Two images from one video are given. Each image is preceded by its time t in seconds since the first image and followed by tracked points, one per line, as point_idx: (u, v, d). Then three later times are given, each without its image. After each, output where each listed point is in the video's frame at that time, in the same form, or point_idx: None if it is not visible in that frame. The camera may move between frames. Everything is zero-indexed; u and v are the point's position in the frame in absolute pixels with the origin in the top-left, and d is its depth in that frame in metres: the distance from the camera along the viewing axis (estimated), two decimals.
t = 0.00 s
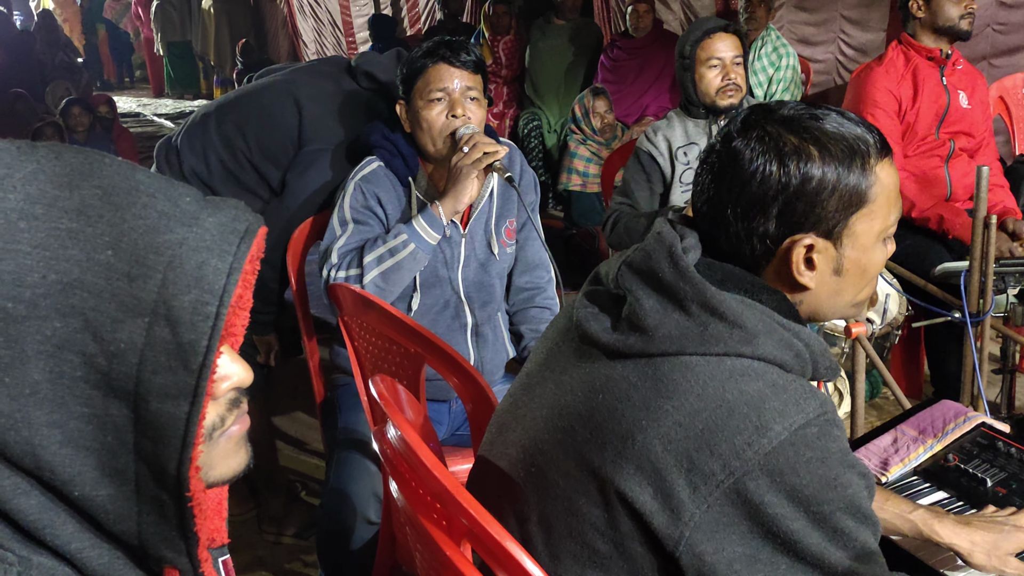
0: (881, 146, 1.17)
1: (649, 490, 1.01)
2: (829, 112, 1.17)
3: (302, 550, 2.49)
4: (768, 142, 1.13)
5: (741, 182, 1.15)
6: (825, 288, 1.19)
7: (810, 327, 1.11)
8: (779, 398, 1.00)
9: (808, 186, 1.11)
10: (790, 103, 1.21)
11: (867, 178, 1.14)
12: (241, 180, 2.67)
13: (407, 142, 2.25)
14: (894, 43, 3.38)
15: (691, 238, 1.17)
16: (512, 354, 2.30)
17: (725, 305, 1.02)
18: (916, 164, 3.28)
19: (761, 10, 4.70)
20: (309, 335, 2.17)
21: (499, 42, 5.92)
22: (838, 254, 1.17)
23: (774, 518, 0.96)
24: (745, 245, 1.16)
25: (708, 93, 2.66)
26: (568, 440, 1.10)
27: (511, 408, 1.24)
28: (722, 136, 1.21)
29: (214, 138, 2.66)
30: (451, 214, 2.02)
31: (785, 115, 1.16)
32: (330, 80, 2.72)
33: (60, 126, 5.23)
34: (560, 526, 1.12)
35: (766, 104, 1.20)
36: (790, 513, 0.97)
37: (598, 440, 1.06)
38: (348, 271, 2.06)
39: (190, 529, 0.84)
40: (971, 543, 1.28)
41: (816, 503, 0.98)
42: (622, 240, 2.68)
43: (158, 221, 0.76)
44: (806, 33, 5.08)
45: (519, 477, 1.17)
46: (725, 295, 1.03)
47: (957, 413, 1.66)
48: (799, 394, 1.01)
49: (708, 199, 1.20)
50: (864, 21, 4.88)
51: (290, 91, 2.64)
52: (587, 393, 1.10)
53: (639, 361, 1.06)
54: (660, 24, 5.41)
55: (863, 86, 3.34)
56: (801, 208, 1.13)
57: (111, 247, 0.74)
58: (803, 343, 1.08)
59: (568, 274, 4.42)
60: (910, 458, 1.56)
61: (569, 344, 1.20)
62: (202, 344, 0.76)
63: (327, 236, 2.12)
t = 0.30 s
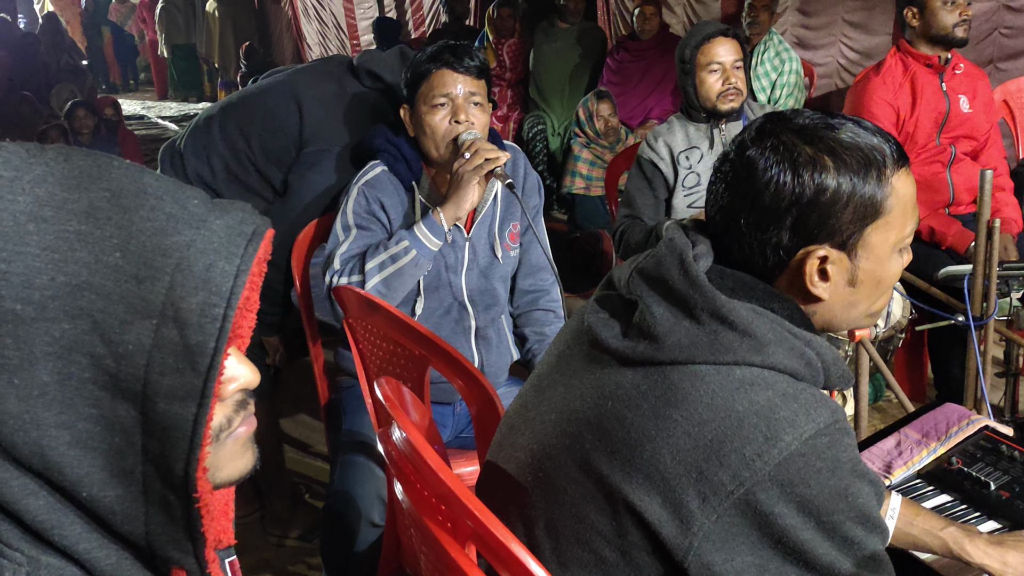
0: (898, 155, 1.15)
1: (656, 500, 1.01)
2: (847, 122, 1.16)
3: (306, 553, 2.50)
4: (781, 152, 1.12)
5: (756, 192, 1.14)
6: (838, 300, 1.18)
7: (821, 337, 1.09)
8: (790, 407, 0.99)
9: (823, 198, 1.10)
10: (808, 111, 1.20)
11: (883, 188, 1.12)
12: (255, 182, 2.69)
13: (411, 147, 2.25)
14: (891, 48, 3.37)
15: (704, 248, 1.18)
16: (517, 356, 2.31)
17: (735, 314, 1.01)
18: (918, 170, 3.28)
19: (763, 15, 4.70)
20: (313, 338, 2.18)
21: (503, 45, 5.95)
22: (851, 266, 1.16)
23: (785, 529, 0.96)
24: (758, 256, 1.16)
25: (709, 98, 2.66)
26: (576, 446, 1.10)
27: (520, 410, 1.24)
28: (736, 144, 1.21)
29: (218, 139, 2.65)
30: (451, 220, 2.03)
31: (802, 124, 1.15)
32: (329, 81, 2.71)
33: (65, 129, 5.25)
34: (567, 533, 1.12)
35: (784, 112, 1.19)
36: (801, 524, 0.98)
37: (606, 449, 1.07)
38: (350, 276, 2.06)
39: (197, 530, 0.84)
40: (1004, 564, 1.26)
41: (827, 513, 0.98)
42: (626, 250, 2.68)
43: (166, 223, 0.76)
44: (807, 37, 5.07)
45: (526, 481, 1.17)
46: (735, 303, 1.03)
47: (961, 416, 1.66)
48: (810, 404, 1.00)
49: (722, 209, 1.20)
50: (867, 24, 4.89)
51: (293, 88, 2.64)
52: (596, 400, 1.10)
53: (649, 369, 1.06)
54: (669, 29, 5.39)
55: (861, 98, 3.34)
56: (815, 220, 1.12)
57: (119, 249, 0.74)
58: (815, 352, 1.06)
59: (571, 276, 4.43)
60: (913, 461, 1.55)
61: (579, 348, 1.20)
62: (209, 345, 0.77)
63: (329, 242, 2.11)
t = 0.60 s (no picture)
0: (910, 162, 1.16)
1: (659, 506, 1.02)
2: (860, 129, 1.15)
3: (305, 553, 2.50)
4: (796, 158, 1.12)
5: (769, 199, 1.13)
6: (850, 306, 1.18)
7: (827, 344, 1.09)
8: (795, 415, 0.99)
9: (838, 205, 1.10)
10: (820, 116, 1.20)
11: (895, 196, 1.12)
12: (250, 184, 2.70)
13: (410, 150, 2.25)
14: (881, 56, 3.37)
15: (710, 250, 1.15)
16: (516, 358, 2.31)
17: (742, 321, 1.01)
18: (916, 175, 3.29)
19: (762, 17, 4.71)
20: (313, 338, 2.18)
21: (504, 46, 5.95)
22: (864, 272, 1.16)
23: (788, 536, 0.97)
24: (770, 262, 1.14)
25: (707, 101, 2.66)
26: (580, 450, 1.11)
27: (525, 411, 1.24)
28: (748, 149, 1.21)
29: (207, 139, 2.68)
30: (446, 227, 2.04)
31: (814, 130, 1.15)
32: (325, 81, 2.68)
33: (64, 130, 5.25)
34: (570, 537, 1.13)
35: (797, 117, 1.19)
36: (803, 532, 0.98)
37: (614, 455, 1.06)
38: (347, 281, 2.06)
39: (199, 530, 0.85)
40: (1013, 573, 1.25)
41: (830, 521, 0.98)
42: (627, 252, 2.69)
43: (169, 224, 0.77)
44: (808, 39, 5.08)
45: (530, 484, 1.17)
46: (742, 310, 1.03)
47: (960, 417, 1.66)
48: (815, 411, 1.00)
49: (733, 214, 1.19)
50: (865, 26, 4.89)
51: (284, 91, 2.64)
52: (602, 405, 1.10)
53: (654, 375, 1.06)
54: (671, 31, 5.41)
55: (854, 107, 3.38)
56: (829, 227, 1.11)
57: (122, 249, 0.74)
58: (821, 359, 1.06)
59: (571, 278, 4.43)
60: (912, 462, 1.56)
61: (584, 351, 1.20)
62: (212, 345, 0.77)
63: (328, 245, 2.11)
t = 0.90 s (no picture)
0: (911, 162, 1.15)
1: (660, 506, 1.02)
2: (861, 128, 1.15)
3: (305, 553, 2.50)
4: (799, 158, 1.11)
5: (771, 198, 1.13)
6: (851, 305, 1.18)
7: (827, 343, 1.08)
8: (795, 415, 0.99)
9: (840, 204, 1.10)
10: (821, 116, 1.20)
11: (897, 196, 1.12)
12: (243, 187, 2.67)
13: (407, 152, 2.25)
14: (875, 58, 3.36)
15: (711, 249, 1.15)
16: (516, 357, 2.31)
17: (743, 321, 1.01)
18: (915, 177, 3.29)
19: (761, 18, 4.73)
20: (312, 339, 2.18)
21: (504, 46, 5.93)
22: (865, 271, 1.15)
23: (789, 536, 0.97)
24: (772, 262, 1.14)
25: (707, 101, 2.66)
26: (581, 450, 1.11)
27: (525, 411, 1.24)
28: (748, 149, 1.20)
29: (197, 139, 2.66)
30: (443, 229, 2.02)
31: (815, 130, 1.15)
32: (321, 81, 2.64)
33: (65, 130, 5.25)
34: (570, 537, 1.13)
35: (798, 118, 1.19)
36: (804, 531, 0.98)
37: (614, 455, 1.06)
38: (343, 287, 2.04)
39: (197, 528, 0.85)
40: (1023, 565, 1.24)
41: (831, 520, 0.98)
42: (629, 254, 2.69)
43: (166, 222, 0.77)
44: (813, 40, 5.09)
45: (531, 484, 1.17)
46: (743, 309, 1.02)
47: (960, 417, 1.66)
48: (816, 411, 1.00)
49: (734, 214, 1.18)
50: (869, 26, 4.87)
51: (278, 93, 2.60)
52: (603, 405, 1.10)
53: (654, 375, 1.06)
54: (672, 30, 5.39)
55: (849, 112, 3.38)
56: (831, 227, 1.11)
57: (119, 247, 0.74)
58: (822, 359, 1.06)
59: (571, 278, 4.43)
60: (912, 462, 1.55)
61: (585, 350, 1.19)
62: (209, 343, 0.77)
63: (325, 249, 2.12)
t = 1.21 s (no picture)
0: (906, 159, 1.15)
1: (655, 503, 1.02)
2: (855, 126, 1.15)
3: (303, 552, 2.50)
4: (793, 154, 1.11)
5: (766, 194, 1.13)
6: (847, 302, 1.18)
7: (824, 342, 1.08)
8: (791, 412, 0.99)
9: (835, 200, 1.09)
10: (816, 114, 1.20)
11: (892, 192, 1.12)
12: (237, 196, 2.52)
13: (402, 154, 2.24)
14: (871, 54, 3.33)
15: (708, 247, 1.15)
16: (514, 356, 2.32)
17: (739, 318, 1.01)
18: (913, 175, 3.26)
19: (759, 19, 4.74)
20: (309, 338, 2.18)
21: (503, 46, 5.93)
22: (861, 268, 1.15)
23: (784, 533, 0.97)
24: (768, 259, 1.14)
25: (705, 101, 2.66)
26: (577, 447, 1.11)
27: (522, 407, 1.24)
28: (744, 147, 1.20)
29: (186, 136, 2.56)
30: (435, 232, 2.02)
31: (810, 127, 1.15)
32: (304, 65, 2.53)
33: (64, 129, 5.25)
34: (566, 534, 1.13)
35: (793, 116, 1.19)
36: (800, 528, 0.98)
37: (609, 451, 1.06)
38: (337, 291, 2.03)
39: (191, 524, 0.85)
40: None
41: (826, 517, 0.98)
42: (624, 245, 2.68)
43: (159, 219, 0.77)
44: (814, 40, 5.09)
45: (527, 481, 1.17)
46: (739, 306, 1.02)
47: (958, 416, 1.67)
48: (811, 408, 1.00)
49: (730, 211, 1.18)
50: (870, 24, 4.89)
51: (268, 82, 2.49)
52: (599, 402, 1.10)
53: (650, 371, 1.06)
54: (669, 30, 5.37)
55: (846, 108, 3.34)
56: (826, 224, 1.11)
57: (112, 244, 0.74)
58: (817, 357, 1.06)
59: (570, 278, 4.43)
60: (910, 460, 1.56)
61: (581, 347, 1.19)
62: (202, 340, 0.77)
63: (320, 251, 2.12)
